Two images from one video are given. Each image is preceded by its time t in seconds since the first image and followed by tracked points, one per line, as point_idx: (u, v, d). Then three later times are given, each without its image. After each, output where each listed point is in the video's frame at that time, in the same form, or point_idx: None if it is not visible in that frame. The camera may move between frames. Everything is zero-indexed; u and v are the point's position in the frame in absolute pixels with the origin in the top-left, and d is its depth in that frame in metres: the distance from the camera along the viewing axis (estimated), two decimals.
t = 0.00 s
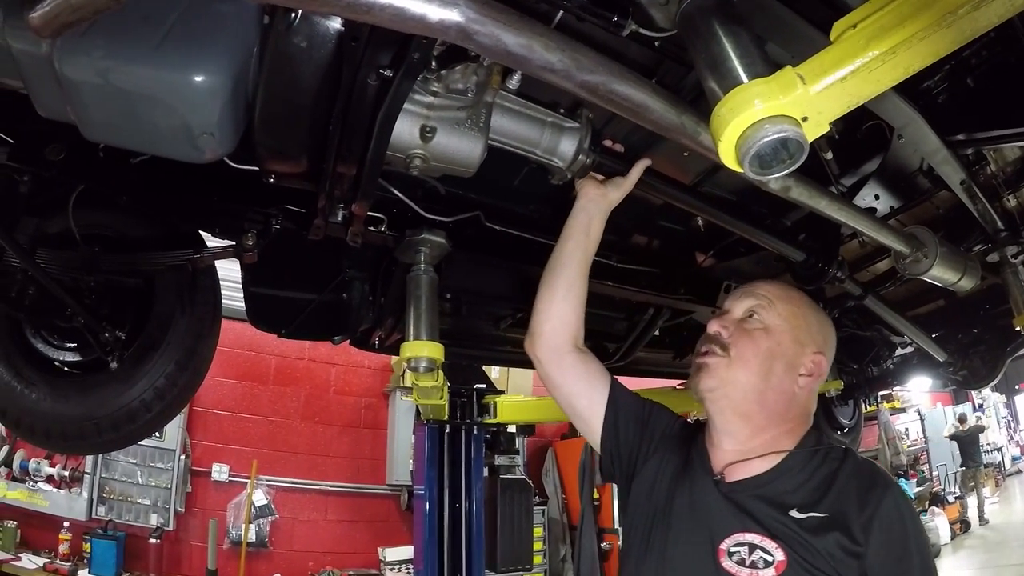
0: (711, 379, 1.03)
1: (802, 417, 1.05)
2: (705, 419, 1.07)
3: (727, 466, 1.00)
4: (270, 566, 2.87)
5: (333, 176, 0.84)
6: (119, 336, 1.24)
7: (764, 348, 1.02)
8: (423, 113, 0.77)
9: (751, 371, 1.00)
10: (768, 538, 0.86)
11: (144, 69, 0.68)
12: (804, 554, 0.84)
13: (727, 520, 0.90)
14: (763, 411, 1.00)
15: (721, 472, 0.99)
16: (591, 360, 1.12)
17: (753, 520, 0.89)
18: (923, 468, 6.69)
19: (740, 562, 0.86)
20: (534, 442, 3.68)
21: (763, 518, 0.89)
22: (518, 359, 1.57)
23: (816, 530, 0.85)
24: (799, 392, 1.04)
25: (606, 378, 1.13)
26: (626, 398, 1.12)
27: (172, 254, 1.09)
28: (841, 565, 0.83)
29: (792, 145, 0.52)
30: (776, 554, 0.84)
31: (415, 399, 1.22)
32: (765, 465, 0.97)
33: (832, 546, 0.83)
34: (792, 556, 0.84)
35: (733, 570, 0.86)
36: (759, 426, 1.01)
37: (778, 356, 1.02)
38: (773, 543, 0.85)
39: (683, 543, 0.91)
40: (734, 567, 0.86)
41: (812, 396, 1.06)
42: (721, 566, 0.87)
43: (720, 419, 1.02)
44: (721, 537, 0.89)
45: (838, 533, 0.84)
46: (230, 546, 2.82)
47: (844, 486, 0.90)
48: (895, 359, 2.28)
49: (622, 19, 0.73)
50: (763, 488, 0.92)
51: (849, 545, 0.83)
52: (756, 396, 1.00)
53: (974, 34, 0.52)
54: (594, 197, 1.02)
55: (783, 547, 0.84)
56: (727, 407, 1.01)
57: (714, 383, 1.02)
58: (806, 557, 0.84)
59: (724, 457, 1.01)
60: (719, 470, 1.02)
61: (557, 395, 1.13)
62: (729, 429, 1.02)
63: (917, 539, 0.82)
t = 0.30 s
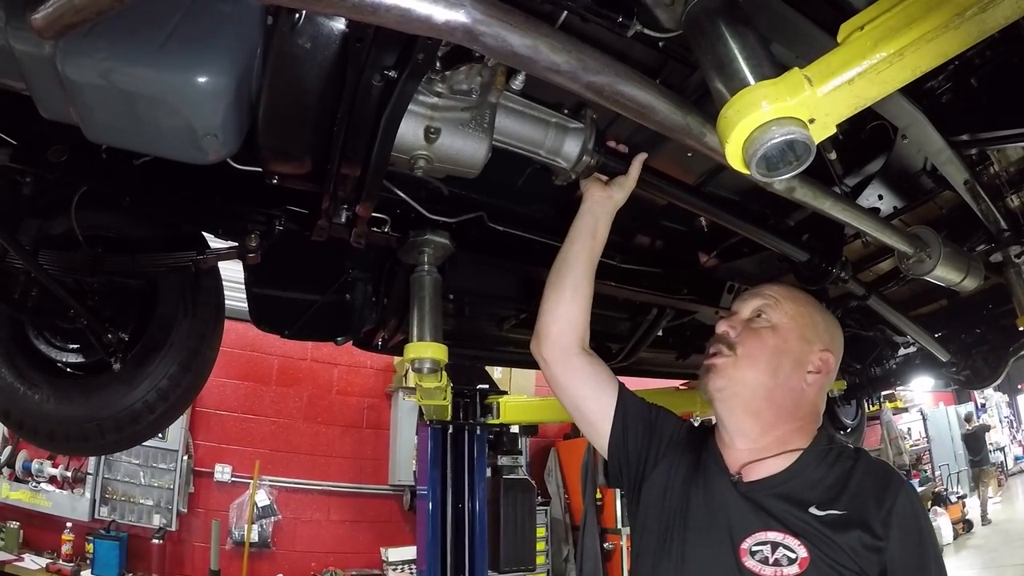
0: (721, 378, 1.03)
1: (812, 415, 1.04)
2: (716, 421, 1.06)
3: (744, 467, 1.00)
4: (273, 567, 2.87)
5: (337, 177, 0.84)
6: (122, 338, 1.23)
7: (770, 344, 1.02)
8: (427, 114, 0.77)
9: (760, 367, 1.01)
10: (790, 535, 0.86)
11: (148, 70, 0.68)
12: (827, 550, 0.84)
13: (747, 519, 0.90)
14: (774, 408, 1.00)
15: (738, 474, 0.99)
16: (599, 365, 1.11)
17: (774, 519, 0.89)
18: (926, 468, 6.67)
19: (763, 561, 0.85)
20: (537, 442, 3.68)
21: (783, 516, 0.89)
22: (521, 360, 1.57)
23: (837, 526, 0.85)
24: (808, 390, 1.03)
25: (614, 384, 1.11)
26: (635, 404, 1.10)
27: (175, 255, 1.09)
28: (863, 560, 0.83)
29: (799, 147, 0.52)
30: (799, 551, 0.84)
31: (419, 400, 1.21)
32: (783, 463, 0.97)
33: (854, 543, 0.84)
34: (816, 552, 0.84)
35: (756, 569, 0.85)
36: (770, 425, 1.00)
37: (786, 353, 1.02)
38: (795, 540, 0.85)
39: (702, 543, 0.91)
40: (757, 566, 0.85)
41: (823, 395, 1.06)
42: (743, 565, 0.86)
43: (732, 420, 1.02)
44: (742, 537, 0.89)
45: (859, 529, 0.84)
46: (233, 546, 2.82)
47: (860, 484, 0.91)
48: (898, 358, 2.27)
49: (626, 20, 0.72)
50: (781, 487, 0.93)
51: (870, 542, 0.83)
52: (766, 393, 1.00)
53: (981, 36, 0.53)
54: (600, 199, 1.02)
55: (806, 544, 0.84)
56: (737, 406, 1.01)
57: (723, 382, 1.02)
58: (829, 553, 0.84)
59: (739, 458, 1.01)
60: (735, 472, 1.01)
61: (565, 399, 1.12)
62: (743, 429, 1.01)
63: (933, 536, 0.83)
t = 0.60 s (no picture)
0: (731, 379, 1.02)
1: (819, 416, 1.04)
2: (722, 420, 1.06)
3: (753, 468, 0.99)
4: (273, 567, 2.87)
5: (339, 178, 0.84)
6: (123, 338, 1.23)
7: (782, 343, 1.02)
8: (430, 114, 0.77)
9: (772, 367, 1.00)
10: (804, 536, 0.86)
11: (148, 70, 0.68)
12: (840, 549, 0.85)
13: (759, 519, 0.90)
14: (783, 409, 1.00)
15: (748, 475, 0.99)
16: (600, 365, 1.10)
17: (787, 520, 0.89)
18: (926, 468, 6.67)
19: (777, 561, 0.86)
20: (538, 442, 3.68)
21: (796, 516, 0.90)
22: (521, 360, 1.56)
23: (848, 525, 0.87)
24: (815, 391, 1.04)
25: (616, 385, 1.10)
26: (636, 406, 1.09)
27: (176, 255, 1.09)
28: (875, 558, 0.85)
29: (805, 149, 0.52)
30: (814, 551, 0.85)
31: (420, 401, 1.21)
32: (791, 464, 0.98)
33: (867, 541, 0.85)
34: (830, 552, 0.85)
35: (770, 571, 0.85)
36: (780, 425, 1.00)
37: (796, 353, 1.02)
38: (810, 540, 0.86)
39: (715, 544, 0.90)
40: (772, 567, 0.85)
41: (827, 395, 1.06)
42: (758, 567, 0.86)
43: (743, 420, 1.01)
44: (755, 538, 0.89)
45: (871, 529, 0.85)
46: (234, 546, 2.81)
47: (868, 485, 0.92)
48: (899, 359, 2.27)
49: (629, 20, 0.72)
50: (791, 488, 0.93)
51: (882, 541, 0.85)
52: (776, 393, 1.00)
53: (987, 38, 0.52)
54: (603, 201, 1.01)
55: (820, 544, 0.85)
56: (748, 406, 1.00)
57: (734, 382, 1.01)
58: (842, 552, 0.85)
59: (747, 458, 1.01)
60: (744, 472, 1.01)
61: (565, 399, 1.10)
62: (752, 428, 1.01)
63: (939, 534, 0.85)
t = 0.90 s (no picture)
0: (731, 380, 1.02)
1: (822, 413, 1.05)
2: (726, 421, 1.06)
3: (760, 468, 0.99)
4: (274, 566, 2.88)
5: (344, 178, 0.84)
6: (125, 338, 1.23)
7: (780, 342, 1.03)
8: (435, 115, 0.77)
9: (772, 366, 1.01)
10: (812, 533, 0.86)
11: (153, 69, 0.68)
12: (849, 548, 0.85)
13: (767, 518, 0.90)
14: (788, 407, 1.00)
15: (754, 474, 0.99)
16: (607, 365, 1.10)
17: (794, 518, 0.90)
18: (925, 468, 6.67)
19: (785, 560, 0.86)
20: (538, 442, 3.68)
21: (803, 514, 0.90)
22: (522, 361, 1.56)
23: (856, 523, 0.86)
24: (817, 386, 1.04)
25: (624, 384, 1.10)
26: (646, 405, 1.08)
27: (179, 255, 1.09)
28: (884, 556, 0.84)
29: (813, 151, 0.52)
30: (821, 549, 0.85)
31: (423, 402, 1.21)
32: (797, 463, 0.98)
33: (875, 539, 0.85)
34: (838, 550, 0.84)
35: (778, 569, 0.86)
36: (783, 423, 1.00)
37: (794, 350, 1.03)
38: (817, 538, 0.86)
39: (723, 543, 0.91)
40: (780, 565, 0.86)
41: (830, 390, 1.07)
42: (765, 566, 0.86)
43: (748, 421, 1.01)
44: (762, 537, 0.89)
45: (879, 527, 0.85)
46: (235, 546, 2.81)
47: (876, 483, 0.92)
48: (899, 359, 2.27)
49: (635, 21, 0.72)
50: (797, 487, 0.93)
51: (890, 538, 0.85)
52: (779, 391, 1.00)
53: (993, 43, 0.53)
54: (607, 200, 1.01)
55: (827, 541, 0.85)
56: (750, 406, 1.00)
57: (734, 384, 1.02)
58: (851, 550, 0.85)
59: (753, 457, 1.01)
60: (751, 472, 1.01)
61: (573, 400, 1.10)
62: (757, 428, 1.01)
63: (946, 534, 0.85)
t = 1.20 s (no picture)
0: (735, 386, 1.03)
1: (826, 406, 1.05)
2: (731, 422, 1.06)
3: (766, 466, 1.00)
4: (274, 566, 2.88)
5: (349, 178, 0.84)
6: (127, 338, 1.23)
7: (777, 342, 1.03)
8: (441, 116, 0.77)
9: (774, 366, 1.01)
10: (817, 531, 0.87)
11: (159, 68, 0.68)
12: (854, 545, 0.85)
13: (772, 516, 0.91)
14: (793, 405, 1.00)
15: (760, 472, 0.99)
16: (617, 368, 1.11)
17: (799, 516, 0.90)
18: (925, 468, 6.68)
19: (791, 558, 0.86)
20: (538, 442, 3.67)
21: (809, 512, 0.90)
22: (522, 361, 1.57)
23: (861, 520, 0.87)
24: (819, 379, 1.05)
25: (635, 386, 1.11)
26: (656, 406, 1.09)
27: (182, 255, 1.09)
28: (890, 552, 0.84)
29: (819, 154, 0.52)
30: (826, 546, 0.85)
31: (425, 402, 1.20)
32: (803, 460, 0.98)
33: (880, 535, 0.85)
34: (844, 548, 0.85)
35: (783, 567, 0.86)
36: (788, 420, 1.00)
37: (792, 346, 1.03)
38: (822, 536, 0.86)
39: (729, 542, 0.91)
40: (785, 563, 0.86)
41: (832, 382, 1.07)
42: (771, 564, 0.87)
43: (753, 422, 1.01)
44: (768, 535, 0.89)
45: (884, 523, 0.85)
46: (235, 546, 2.81)
47: (882, 478, 0.91)
48: (899, 359, 2.27)
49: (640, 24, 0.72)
50: (803, 483, 0.93)
51: (896, 534, 0.84)
52: (782, 389, 1.00)
53: (998, 48, 0.53)
54: (611, 203, 1.02)
55: (832, 539, 0.85)
56: (755, 407, 1.01)
57: (739, 389, 1.02)
58: (856, 547, 0.85)
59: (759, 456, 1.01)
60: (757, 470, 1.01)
61: (584, 403, 1.11)
62: (763, 428, 1.01)
63: (955, 529, 0.84)
